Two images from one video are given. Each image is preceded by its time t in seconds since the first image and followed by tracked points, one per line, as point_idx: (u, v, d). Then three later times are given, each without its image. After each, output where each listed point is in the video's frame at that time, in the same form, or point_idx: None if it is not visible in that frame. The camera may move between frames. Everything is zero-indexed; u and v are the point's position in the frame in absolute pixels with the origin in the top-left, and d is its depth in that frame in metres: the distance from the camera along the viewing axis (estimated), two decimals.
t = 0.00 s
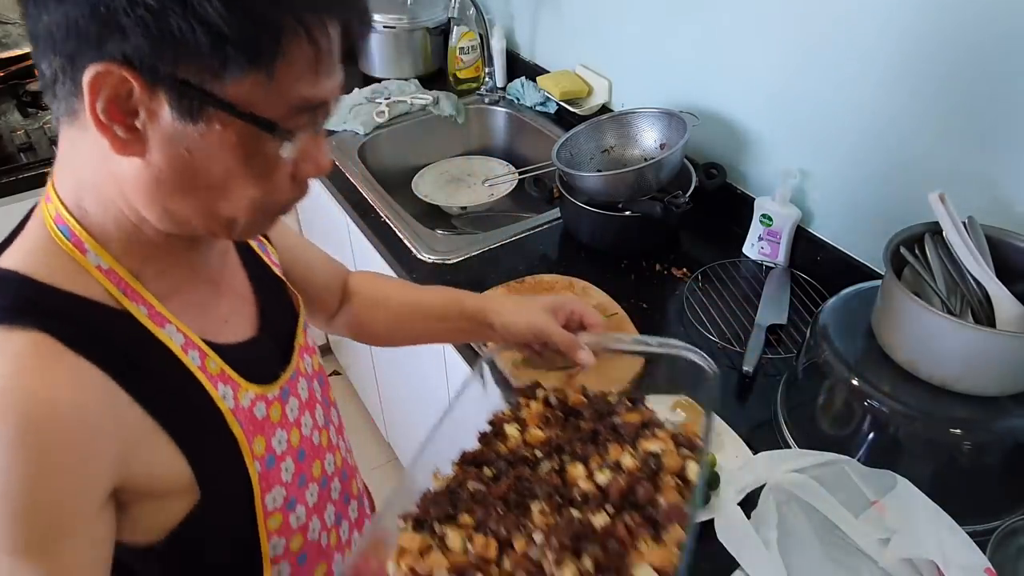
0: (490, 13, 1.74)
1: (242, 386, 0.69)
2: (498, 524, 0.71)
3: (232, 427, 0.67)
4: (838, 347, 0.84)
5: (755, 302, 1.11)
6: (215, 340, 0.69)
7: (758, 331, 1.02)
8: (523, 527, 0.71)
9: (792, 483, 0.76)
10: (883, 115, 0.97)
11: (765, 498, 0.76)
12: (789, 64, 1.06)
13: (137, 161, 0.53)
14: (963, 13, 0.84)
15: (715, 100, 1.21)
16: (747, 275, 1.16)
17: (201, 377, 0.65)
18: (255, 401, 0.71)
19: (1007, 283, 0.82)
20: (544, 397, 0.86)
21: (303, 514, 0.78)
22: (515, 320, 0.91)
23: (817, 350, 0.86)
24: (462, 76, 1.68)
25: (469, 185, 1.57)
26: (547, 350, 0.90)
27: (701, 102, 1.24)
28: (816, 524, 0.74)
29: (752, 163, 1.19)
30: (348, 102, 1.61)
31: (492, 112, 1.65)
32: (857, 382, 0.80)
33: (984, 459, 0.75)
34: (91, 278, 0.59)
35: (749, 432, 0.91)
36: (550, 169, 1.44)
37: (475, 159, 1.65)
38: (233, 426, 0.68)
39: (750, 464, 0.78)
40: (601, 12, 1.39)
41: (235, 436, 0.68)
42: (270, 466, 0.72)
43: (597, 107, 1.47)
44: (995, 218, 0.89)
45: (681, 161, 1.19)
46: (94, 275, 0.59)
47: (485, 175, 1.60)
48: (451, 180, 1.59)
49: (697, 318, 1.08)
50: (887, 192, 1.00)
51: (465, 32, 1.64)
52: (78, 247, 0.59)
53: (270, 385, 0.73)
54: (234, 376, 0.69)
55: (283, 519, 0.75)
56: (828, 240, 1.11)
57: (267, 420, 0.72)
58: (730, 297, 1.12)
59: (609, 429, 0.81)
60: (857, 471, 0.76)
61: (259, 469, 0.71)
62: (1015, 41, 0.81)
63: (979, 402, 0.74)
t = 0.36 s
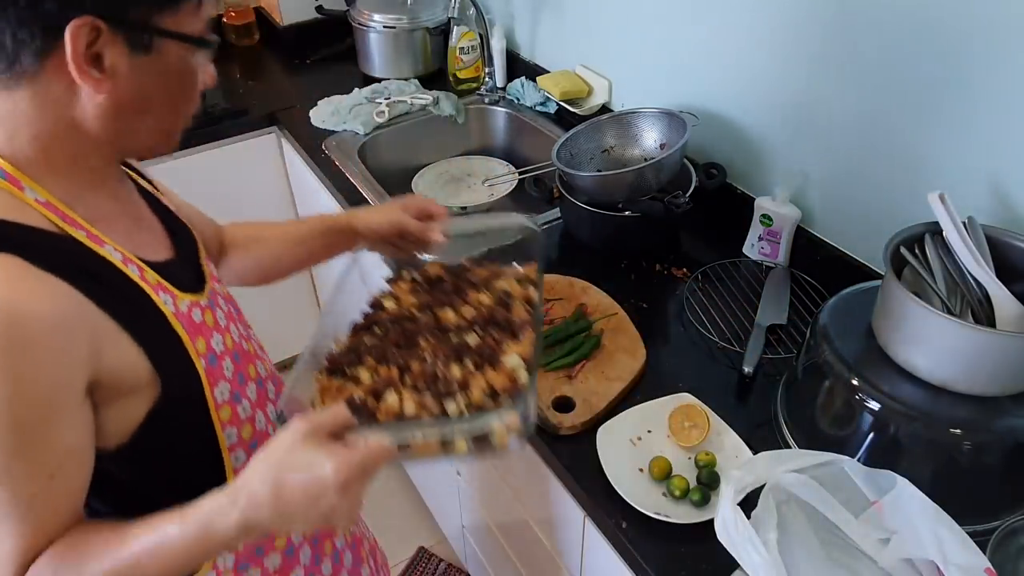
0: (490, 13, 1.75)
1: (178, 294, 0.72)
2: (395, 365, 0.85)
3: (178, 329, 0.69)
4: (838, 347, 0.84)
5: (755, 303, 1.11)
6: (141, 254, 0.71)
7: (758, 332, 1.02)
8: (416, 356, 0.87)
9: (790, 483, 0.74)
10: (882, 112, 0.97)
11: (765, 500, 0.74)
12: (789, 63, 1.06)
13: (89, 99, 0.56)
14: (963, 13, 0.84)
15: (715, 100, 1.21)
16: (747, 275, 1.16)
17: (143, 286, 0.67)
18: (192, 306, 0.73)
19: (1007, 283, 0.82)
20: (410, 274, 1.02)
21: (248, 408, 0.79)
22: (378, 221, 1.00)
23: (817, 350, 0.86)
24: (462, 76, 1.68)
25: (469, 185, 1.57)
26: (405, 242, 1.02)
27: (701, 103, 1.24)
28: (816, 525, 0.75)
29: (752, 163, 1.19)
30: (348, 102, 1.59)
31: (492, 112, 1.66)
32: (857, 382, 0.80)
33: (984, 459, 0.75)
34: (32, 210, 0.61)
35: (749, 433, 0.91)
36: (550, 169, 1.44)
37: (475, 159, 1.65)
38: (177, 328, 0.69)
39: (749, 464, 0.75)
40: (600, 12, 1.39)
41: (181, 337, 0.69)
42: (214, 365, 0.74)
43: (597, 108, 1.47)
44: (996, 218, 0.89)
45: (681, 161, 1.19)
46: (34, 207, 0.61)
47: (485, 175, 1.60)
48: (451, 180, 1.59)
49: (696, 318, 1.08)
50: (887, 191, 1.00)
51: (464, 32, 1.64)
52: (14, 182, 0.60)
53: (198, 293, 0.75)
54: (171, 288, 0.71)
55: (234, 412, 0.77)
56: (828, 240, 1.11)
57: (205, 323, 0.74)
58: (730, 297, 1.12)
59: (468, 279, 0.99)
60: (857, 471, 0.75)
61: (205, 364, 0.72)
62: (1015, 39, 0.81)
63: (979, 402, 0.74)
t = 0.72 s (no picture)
0: (490, 14, 1.75)
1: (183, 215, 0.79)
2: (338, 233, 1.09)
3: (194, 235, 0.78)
4: (838, 346, 0.84)
5: (755, 303, 1.11)
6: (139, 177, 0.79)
7: (758, 331, 1.02)
8: (355, 227, 1.16)
9: (789, 483, 0.74)
10: (881, 111, 0.97)
11: (764, 499, 0.74)
12: (789, 63, 1.06)
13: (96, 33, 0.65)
14: (963, 13, 0.84)
15: (715, 100, 1.21)
16: (747, 275, 1.16)
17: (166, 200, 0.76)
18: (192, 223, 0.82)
19: (1007, 283, 0.82)
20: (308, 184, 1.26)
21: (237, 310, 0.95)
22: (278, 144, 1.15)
23: (817, 350, 0.86)
24: (462, 76, 1.68)
25: (469, 185, 1.57)
26: (295, 162, 1.19)
27: (702, 103, 1.24)
28: (815, 525, 0.74)
29: (752, 163, 1.19)
30: (347, 102, 1.59)
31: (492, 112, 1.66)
32: (857, 381, 0.80)
33: (984, 459, 0.75)
34: (68, 143, 0.68)
35: (750, 432, 0.91)
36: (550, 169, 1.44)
37: (475, 158, 1.65)
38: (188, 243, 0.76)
39: (749, 464, 0.75)
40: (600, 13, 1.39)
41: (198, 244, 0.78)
42: (215, 272, 0.83)
43: (597, 108, 1.47)
44: (995, 218, 0.90)
45: (681, 161, 1.19)
46: (64, 138, 0.68)
47: (484, 175, 1.60)
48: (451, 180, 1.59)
49: (696, 318, 1.08)
50: (886, 191, 1.00)
51: (464, 32, 1.64)
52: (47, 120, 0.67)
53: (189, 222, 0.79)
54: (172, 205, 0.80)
55: (231, 313, 0.87)
56: (828, 240, 1.11)
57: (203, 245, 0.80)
58: (730, 297, 1.12)
59: (354, 175, 1.28)
60: (857, 472, 0.75)
61: (210, 270, 0.80)
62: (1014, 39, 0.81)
63: (979, 402, 0.74)
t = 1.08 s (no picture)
0: (490, 14, 1.75)
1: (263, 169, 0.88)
2: (327, 177, 1.21)
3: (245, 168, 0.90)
4: (837, 346, 0.84)
5: (755, 303, 1.11)
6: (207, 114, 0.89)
7: (758, 331, 1.02)
8: (329, 170, 1.24)
9: (790, 483, 0.74)
10: (881, 111, 0.97)
11: (764, 499, 0.74)
12: (789, 64, 1.06)
13: None
14: (964, 13, 0.84)
15: (715, 100, 1.21)
16: (747, 275, 1.16)
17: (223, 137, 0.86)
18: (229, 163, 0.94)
19: (1008, 283, 0.82)
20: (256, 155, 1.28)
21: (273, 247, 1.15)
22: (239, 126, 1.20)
23: (817, 350, 0.86)
24: (462, 76, 1.68)
25: (469, 185, 1.57)
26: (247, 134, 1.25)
27: (702, 103, 1.24)
28: (816, 525, 0.74)
29: (753, 164, 1.19)
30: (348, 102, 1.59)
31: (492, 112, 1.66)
32: (857, 381, 0.80)
33: (984, 459, 0.75)
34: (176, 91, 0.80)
35: (750, 432, 0.91)
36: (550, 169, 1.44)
37: (475, 158, 1.64)
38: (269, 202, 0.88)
39: (749, 464, 0.75)
40: (600, 13, 1.39)
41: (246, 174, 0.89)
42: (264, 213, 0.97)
43: (597, 108, 1.47)
44: (995, 218, 0.89)
45: (682, 161, 1.19)
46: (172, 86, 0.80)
47: (484, 175, 1.60)
48: (451, 180, 1.59)
49: (696, 318, 1.08)
50: (885, 191, 1.00)
51: (464, 33, 1.64)
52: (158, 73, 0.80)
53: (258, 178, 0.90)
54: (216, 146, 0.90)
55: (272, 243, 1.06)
56: (828, 240, 1.11)
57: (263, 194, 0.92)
58: (729, 297, 1.12)
59: (299, 140, 1.34)
60: (857, 473, 0.75)
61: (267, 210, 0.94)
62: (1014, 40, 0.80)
63: (979, 403, 0.74)
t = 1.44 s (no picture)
0: (490, 14, 1.75)
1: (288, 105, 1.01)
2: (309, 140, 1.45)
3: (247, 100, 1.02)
4: (837, 346, 0.84)
5: (755, 303, 1.11)
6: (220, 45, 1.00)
7: (758, 331, 1.02)
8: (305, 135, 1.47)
9: (790, 483, 0.74)
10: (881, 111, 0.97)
11: (764, 499, 0.74)
12: (790, 64, 1.06)
13: None
14: (964, 13, 0.84)
15: (715, 101, 1.21)
16: (747, 275, 1.16)
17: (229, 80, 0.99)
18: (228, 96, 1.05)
19: (1008, 283, 0.82)
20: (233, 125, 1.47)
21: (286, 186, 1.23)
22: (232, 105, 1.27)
23: (817, 350, 0.86)
24: (462, 76, 1.68)
25: (469, 185, 1.57)
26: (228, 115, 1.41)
27: (702, 103, 1.24)
28: (816, 525, 0.74)
29: (753, 164, 1.19)
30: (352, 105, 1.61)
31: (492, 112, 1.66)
32: (857, 382, 0.80)
33: (985, 459, 0.75)
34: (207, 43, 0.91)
35: (749, 433, 0.91)
36: (549, 169, 1.44)
37: (475, 158, 1.64)
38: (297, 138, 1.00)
39: (749, 464, 0.75)
40: (600, 13, 1.39)
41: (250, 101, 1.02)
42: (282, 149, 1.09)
43: (597, 108, 1.47)
44: (995, 218, 0.89)
45: (682, 161, 1.19)
46: (203, 39, 0.91)
47: (485, 174, 1.60)
48: (451, 180, 1.59)
49: (696, 318, 1.08)
50: (886, 191, 1.00)
51: (464, 33, 1.64)
52: (188, 26, 0.90)
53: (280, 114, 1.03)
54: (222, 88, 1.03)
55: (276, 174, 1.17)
56: (829, 240, 1.11)
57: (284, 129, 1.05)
58: (729, 297, 1.13)
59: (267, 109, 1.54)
60: (857, 473, 0.75)
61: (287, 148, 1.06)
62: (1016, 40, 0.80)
63: (979, 403, 0.74)
